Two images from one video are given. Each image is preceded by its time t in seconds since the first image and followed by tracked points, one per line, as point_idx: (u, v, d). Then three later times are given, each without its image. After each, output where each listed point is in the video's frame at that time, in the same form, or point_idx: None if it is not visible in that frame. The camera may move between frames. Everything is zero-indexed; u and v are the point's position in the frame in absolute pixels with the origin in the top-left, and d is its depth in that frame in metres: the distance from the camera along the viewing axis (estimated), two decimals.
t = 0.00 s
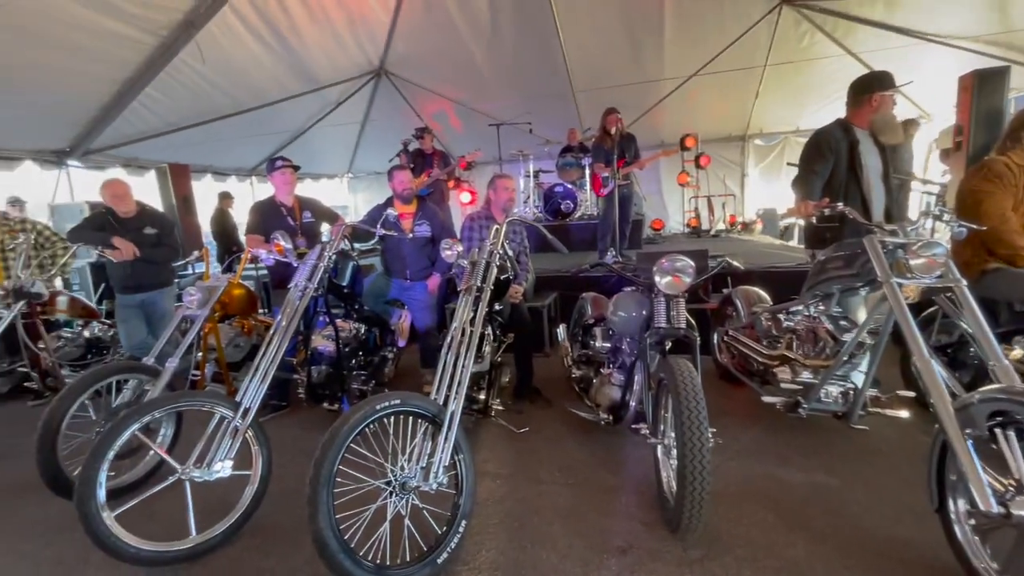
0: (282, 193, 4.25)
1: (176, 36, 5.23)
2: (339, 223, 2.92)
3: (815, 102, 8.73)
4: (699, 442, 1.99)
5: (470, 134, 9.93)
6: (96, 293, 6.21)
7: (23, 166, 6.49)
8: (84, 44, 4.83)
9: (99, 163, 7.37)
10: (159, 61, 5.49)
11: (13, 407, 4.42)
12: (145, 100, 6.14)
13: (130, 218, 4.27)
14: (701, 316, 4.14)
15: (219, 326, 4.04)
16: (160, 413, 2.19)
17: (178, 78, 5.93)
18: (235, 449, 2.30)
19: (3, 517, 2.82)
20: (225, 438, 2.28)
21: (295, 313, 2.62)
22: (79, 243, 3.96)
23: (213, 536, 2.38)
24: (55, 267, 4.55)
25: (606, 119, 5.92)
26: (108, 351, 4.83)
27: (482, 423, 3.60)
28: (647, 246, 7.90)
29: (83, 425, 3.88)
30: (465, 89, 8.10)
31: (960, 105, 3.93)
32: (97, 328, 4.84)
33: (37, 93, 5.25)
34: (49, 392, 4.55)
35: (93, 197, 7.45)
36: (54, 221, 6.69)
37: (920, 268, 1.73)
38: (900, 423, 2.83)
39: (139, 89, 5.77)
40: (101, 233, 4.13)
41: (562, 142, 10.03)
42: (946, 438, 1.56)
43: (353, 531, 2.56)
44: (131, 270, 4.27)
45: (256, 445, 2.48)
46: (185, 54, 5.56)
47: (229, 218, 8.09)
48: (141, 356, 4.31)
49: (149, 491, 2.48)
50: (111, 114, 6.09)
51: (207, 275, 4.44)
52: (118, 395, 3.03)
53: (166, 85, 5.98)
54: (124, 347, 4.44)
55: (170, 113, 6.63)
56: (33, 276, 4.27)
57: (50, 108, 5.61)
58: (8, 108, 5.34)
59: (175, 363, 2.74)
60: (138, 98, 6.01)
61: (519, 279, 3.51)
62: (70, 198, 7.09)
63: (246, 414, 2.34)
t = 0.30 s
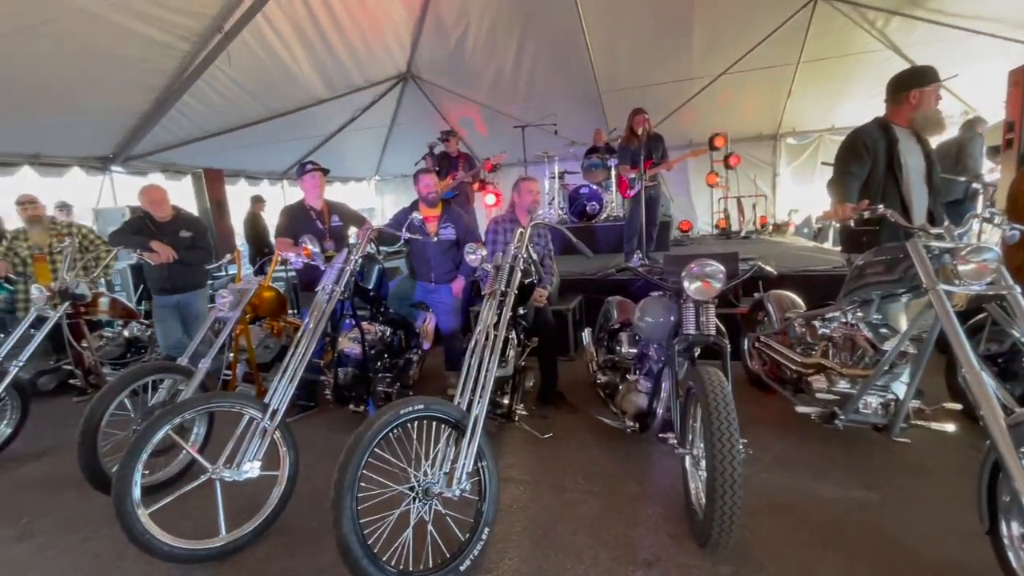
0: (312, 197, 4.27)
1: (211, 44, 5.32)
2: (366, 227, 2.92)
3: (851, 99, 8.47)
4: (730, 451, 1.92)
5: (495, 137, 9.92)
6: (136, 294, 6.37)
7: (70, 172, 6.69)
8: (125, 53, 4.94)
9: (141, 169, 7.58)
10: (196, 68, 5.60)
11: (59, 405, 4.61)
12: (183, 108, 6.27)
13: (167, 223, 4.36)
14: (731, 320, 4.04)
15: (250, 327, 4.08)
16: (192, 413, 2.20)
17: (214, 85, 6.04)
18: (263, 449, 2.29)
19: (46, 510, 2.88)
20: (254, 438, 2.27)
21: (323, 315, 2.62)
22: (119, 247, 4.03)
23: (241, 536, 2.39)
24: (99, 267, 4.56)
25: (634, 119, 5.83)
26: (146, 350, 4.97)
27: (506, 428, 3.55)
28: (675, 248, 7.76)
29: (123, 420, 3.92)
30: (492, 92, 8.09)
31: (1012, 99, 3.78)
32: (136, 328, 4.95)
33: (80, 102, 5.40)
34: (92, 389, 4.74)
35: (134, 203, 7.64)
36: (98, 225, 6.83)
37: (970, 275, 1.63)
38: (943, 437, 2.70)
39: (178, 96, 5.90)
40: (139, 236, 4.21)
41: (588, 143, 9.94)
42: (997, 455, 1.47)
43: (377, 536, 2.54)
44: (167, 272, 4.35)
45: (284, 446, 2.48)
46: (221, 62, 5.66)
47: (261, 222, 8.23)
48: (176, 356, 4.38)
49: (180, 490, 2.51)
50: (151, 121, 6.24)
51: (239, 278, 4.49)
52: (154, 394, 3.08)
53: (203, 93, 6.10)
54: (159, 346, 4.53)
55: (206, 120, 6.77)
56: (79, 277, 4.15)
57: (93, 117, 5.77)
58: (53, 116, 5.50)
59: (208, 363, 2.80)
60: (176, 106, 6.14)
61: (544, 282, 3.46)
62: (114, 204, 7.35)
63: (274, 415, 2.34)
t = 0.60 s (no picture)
0: (333, 203, 4.26)
1: (238, 52, 5.40)
2: (384, 234, 2.90)
3: (880, 99, 8.25)
4: (757, 464, 1.83)
5: (515, 142, 9.89)
6: (164, 299, 6.47)
7: (108, 180, 6.91)
8: (154, 61, 5.03)
9: (171, 176, 7.74)
10: (223, 75, 5.68)
11: (91, 406, 4.70)
12: (211, 116, 6.36)
13: (194, 230, 4.40)
14: (755, 328, 3.93)
15: (271, 333, 4.10)
16: (215, 418, 2.19)
17: (241, 93, 6.12)
18: (285, 455, 2.26)
19: (77, 510, 2.91)
20: (274, 444, 2.25)
21: (342, 321, 2.60)
22: (149, 253, 4.08)
23: (260, 541, 2.38)
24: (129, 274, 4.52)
25: (654, 123, 5.74)
26: (172, 355, 5.03)
27: (525, 437, 3.50)
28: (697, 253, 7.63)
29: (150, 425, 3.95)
30: (513, 97, 8.07)
31: None
32: (163, 332, 5.01)
33: (112, 110, 5.50)
34: (121, 391, 4.80)
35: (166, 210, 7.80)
36: (131, 233, 6.90)
37: (1011, 284, 1.54)
38: (982, 454, 2.57)
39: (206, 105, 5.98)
40: (168, 243, 4.26)
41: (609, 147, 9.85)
42: None
43: (393, 546, 2.50)
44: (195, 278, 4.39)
45: (302, 452, 2.45)
46: (248, 70, 5.73)
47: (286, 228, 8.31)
48: (201, 360, 4.44)
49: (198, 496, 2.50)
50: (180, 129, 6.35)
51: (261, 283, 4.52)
52: (176, 399, 3.10)
53: (231, 101, 6.19)
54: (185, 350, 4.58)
55: (231, 129, 6.86)
56: (111, 284, 4.23)
57: (124, 124, 5.88)
58: (87, 124, 5.62)
59: (232, 367, 2.79)
60: (205, 114, 6.23)
61: (563, 289, 3.41)
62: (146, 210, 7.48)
63: (293, 421, 2.32)
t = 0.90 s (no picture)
0: (338, 207, 4.25)
1: (248, 56, 5.42)
2: (392, 238, 2.89)
3: (892, 100, 8.16)
4: (769, 471, 1.80)
5: (523, 144, 9.88)
6: (176, 302, 6.50)
7: (119, 185, 6.96)
8: (164, 66, 5.06)
9: (181, 180, 7.78)
10: (234, 79, 5.71)
11: (102, 408, 4.72)
12: (221, 120, 6.40)
13: (204, 234, 4.43)
14: (766, 332, 3.89)
15: (280, 336, 4.10)
16: (223, 422, 2.18)
17: (252, 97, 6.15)
18: (291, 460, 2.25)
19: (88, 512, 2.92)
20: (282, 448, 2.24)
21: (351, 325, 2.59)
22: (160, 257, 4.08)
23: (267, 546, 2.37)
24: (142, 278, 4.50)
25: (663, 126, 5.71)
26: (183, 357, 5.09)
27: (532, 442, 3.47)
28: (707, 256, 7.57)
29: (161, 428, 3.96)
30: (522, 100, 8.06)
31: None
32: (174, 336, 5.06)
33: (124, 114, 5.55)
34: (134, 394, 4.83)
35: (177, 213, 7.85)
36: (142, 235, 6.95)
37: None
38: (1000, 462, 2.52)
39: (217, 109, 6.01)
40: (179, 247, 4.27)
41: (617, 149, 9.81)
42: None
43: (400, 552, 2.48)
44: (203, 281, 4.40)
45: (310, 456, 2.44)
46: (258, 74, 5.76)
47: (297, 231, 8.33)
48: (211, 363, 4.45)
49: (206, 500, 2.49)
50: (191, 133, 6.39)
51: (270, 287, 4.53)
52: (186, 403, 3.10)
53: (242, 104, 6.22)
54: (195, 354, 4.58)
55: (241, 133, 6.90)
56: (123, 288, 4.23)
57: (136, 128, 5.93)
58: (100, 128, 5.66)
59: (241, 371, 2.79)
60: (215, 118, 6.27)
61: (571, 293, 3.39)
62: (157, 214, 7.53)
63: (301, 425, 2.31)
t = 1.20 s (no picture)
0: (335, 213, 4.25)
1: (247, 60, 5.44)
2: (392, 242, 2.90)
3: (890, 104, 8.20)
4: (770, 476, 1.80)
5: (522, 148, 9.90)
6: (176, 306, 6.50)
7: (119, 189, 6.96)
8: (164, 70, 5.08)
9: (181, 184, 7.79)
10: (233, 83, 5.72)
11: (102, 413, 4.71)
12: (222, 124, 6.42)
13: (204, 238, 4.43)
14: (765, 335, 3.90)
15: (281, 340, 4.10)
16: (224, 427, 2.18)
17: (252, 100, 6.17)
18: (292, 465, 2.24)
19: (88, 517, 2.91)
20: (282, 454, 2.23)
21: (351, 329, 2.59)
22: (160, 261, 4.09)
23: (269, 551, 2.36)
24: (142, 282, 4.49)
25: (662, 130, 5.73)
26: (183, 361, 5.09)
27: (533, 446, 3.47)
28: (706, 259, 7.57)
29: (161, 433, 3.95)
30: (521, 104, 8.09)
31: None
32: (174, 340, 5.04)
33: (125, 118, 5.56)
34: (135, 399, 4.81)
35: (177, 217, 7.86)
36: (143, 240, 6.96)
37: None
38: (1001, 467, 2.52)
39: (218, 113, 6.03)
40: (179, 251, 4.28)
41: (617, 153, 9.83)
42: None
43: (401, 557, 2.48)
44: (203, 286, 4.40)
45: (311, 461, 2.44)
46: (259, 78, 5.79)
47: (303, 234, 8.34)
48: (211, 368, 4.46)
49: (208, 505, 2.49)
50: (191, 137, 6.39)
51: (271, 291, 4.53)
52: (187, 408, 3.09)
53: (243, 108, 6.23)
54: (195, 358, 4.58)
55: (241, 137, 6.92)
56: (123, 293, 4.23)
57: (136, 133, 5.94)
58: (100, 133, 5.68)
59: (240, 376, 2.79)
60: (215, 122, 6.28)
61: (571, 297, 3.39)
62: (158, 218, 7.54)
63: (302, 429, 2.31)
